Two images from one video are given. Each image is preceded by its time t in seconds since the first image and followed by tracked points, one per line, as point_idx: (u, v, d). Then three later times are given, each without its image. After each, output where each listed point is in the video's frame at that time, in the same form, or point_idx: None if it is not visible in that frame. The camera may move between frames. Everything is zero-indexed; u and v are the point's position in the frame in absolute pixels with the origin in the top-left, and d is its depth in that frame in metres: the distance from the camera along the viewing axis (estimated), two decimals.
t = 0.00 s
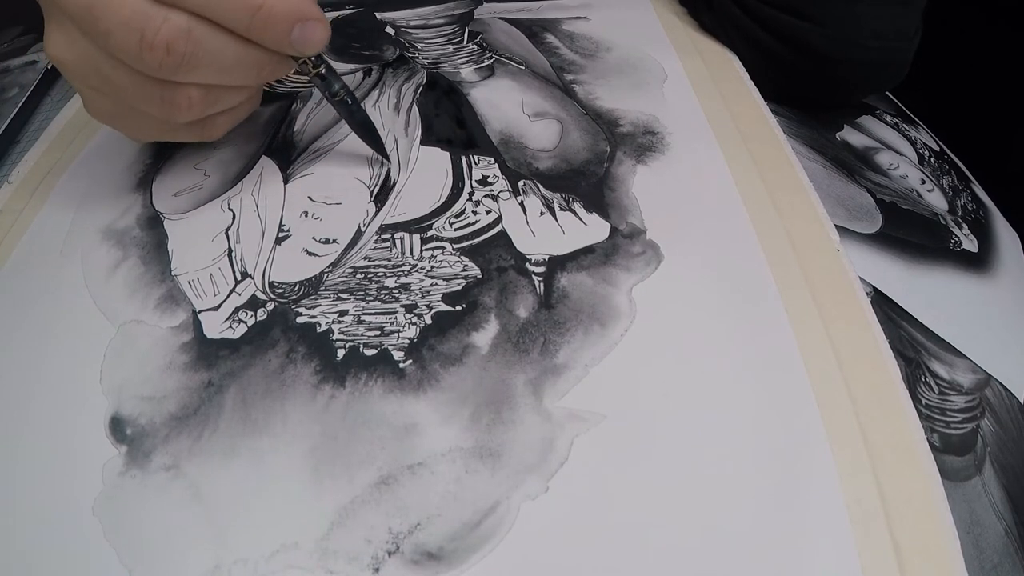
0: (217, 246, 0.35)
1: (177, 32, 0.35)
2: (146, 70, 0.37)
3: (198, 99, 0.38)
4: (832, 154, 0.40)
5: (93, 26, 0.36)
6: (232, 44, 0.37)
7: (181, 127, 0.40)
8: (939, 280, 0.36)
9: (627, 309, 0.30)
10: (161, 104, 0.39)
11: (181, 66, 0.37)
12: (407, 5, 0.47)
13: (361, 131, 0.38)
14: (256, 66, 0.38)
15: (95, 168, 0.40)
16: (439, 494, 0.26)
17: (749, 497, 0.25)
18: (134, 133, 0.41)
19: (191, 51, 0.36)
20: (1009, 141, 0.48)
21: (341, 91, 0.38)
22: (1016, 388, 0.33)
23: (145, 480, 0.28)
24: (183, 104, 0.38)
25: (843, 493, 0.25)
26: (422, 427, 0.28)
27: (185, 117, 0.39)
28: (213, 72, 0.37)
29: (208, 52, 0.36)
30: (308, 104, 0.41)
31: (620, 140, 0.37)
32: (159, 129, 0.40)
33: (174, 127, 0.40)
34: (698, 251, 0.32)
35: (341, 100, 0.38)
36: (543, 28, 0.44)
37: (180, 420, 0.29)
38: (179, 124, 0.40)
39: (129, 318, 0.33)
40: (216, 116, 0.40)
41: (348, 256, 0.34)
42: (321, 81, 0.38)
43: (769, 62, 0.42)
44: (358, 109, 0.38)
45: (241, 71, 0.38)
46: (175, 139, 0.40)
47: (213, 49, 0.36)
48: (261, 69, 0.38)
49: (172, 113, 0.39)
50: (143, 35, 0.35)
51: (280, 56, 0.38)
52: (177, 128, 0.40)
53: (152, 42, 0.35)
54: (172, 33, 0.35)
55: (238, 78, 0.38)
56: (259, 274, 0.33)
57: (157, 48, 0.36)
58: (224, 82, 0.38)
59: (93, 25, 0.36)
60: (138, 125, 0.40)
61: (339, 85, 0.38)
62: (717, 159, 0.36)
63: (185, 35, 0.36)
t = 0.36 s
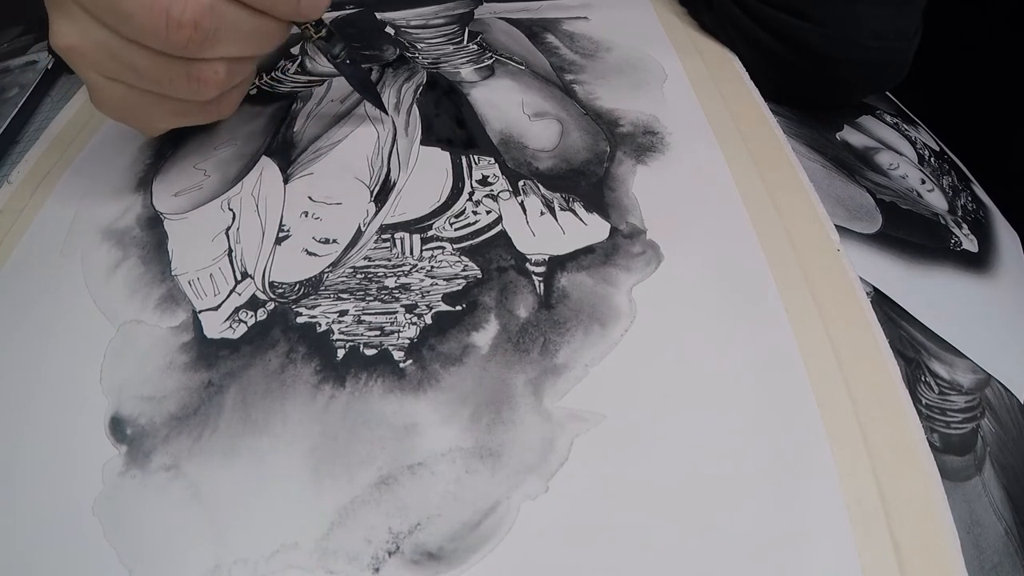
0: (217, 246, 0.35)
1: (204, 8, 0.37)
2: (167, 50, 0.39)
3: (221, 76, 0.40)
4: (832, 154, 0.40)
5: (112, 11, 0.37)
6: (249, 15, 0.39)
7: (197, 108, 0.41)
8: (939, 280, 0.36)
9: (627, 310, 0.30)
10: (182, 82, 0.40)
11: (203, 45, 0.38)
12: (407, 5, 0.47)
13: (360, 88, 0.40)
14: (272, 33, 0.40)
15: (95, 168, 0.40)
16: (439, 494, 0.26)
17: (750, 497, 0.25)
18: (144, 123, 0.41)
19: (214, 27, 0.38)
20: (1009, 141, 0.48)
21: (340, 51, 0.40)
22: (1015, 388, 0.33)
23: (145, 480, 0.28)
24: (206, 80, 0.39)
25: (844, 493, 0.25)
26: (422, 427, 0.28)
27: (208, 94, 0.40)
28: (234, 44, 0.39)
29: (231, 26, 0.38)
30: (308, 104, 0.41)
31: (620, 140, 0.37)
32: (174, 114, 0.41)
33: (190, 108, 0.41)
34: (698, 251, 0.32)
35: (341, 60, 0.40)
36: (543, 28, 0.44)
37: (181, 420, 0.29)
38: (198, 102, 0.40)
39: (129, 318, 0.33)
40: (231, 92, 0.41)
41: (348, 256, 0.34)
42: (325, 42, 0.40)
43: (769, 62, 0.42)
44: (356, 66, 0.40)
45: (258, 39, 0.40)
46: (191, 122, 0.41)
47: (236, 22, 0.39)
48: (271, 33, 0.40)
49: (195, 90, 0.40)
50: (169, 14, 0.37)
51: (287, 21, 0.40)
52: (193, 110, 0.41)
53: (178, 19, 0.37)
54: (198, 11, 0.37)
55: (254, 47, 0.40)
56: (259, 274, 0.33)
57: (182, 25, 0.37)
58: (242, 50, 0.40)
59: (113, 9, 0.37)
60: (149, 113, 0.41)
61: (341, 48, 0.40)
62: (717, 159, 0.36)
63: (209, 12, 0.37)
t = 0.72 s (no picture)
0: (217, 246, 0.35)
1: (178, 43, 0.35)
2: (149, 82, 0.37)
3: (205, 109, 0.38)
4: (832, 154, 0.40)
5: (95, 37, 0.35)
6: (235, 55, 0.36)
7: (191, 131, 0.40)
8: (939, 280, 0.36)
9: (627, 309, 0.30)
10: (170, 113, 0.38)
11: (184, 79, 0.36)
12: (407, 5, 0.47)
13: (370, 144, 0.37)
14: (259, 78, 0.37)
15: (95, 168, 0.40)
16: (439, 494, 0.26)
17: (749, 497, 0.25)
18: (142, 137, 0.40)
19: (192, 62, 0.35)
20: (1009, 141, 0.48)
21: (347, 103, 0.37)
22: (1016, 388, 0.33)
23: (146, 480, 0.28)
24: (190, 114, 0.38)
25: (844, 493, 0.25)
26: (422, 427, 0.28)
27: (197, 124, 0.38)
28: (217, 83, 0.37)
29: (209, 66, 0.36)
30: (308, 104, 0.41)
31: (620, 140, 0.37)
32: (171, 135, 0.40)
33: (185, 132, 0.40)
34: (698, 251, 0.32)
35: (347, 112, 0.37)
36: (543, 28, 0.44)
37: (181, 419, 0.29)
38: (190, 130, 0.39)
39: (130, 318, 0.33)
40: (225, 121, 0.39)
41: (348, 256, 0.34)
42: (327, 93, 0.37)
43: (769, 62, 0.42)
44: (366, 122, 0.37)
45: (246, 82, 0.37)
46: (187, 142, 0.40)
47: (213, 59, 0.36)
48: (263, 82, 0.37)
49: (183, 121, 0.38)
50: (143, 49, 0.35)
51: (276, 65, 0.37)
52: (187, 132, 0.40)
53: (152, 55, 0.35)
54: (173, 45, 0.35)
55: (243, 89, 0.37)
56: (259, 274, 0.33)
57: (158, 62, 0.35)
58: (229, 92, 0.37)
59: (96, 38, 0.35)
60: (147, 131, 0.40)
61: (345, 98, 0.37)
62: (717, 159, 0.36)
63: (184, 49, 0.35)
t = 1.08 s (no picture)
0: (217, 246, 0.35)
1: (138, 48, 0.35)
2: (114, 88, 0.37)
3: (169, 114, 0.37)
4: (832, 154, 0.40)
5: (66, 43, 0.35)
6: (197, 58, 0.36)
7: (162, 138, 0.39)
8: (939, 280, 0.36)
9: (627, 309, 0.30)
10: (138, 117, 0.38)
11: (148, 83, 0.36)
12: (407, 5, 0.47)
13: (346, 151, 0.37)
14: (223, 81, 0.36)
15: (95, 168, 0.40)
16: (439, 494, 0.26)
17: (749, 497, 0.25)
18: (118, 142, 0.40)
19: (152, 64, 0.35)
20: (1009, 142, 0.48)
21: (317, 106, 0.36)
22: (1016, 388, 0.33)
23: (146, 480, 0.28)
24: (155, 119, 0.38)
25: (844, 493, 0.25)
26: (422, 427, 0.28)
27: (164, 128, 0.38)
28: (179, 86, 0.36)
29: (172, 69, 0.36)
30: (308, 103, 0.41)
31: (620, 139, 0.37)
32: (143, 141, 0.39)
33: (156, 138, 0.39)
34: (697, 251, 0.32)
35: (316, 116, 0.36)
36: (543, 28, 0.44)
37: (181, 419, 0.29)
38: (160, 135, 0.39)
39: (130, 318, 0.33)
40: (195, 127, 0.39)
41: (348, 256, 0.34)
42: (297, 97, 0.36)
43: (769, 63, 0.42)
44: (337, 126, 0.37)
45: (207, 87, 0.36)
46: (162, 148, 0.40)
47: (174, 62, 0.35)
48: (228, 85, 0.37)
49: (152, 126, 0.38)
50: (102, 53, 0.35)
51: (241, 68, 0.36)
52: (156, 139, 0.39)
53: (114, 58, 0.35)
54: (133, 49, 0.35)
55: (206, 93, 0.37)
56: (259, 274, 0.33)
57: (120, 67, 0.35)
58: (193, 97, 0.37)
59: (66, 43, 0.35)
60: (122, 138, 0.40)
61: (315, 101, 0.36)
62: (718, 159, 0.36)
63: (143, 53, 0.35)
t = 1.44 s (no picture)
0: (217, 246, 0.35)
1: (150, 44, 0.34)
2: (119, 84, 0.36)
3: (174, 112, 0.37)
4: (832, 154, 0.40)
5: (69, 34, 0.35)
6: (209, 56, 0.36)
7: (162, 136, 0.39)
8: (939, 280, 0.36)
9: (627, 309, 0.30)
10: (139, 114, 0.38)
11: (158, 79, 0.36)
12: (407, 5, 0.47)
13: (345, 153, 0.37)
14: (233, 81, 0.37)
15: (95, 168, 0.40)
16: (439, 494, 0.26)
17: (749, 497, 0.25)
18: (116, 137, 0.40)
19: (164, 62, 0.35)
20: (1009, 142, 0.48)
21: (318, 106, 0.37)
22: (1016, 388, 0.33)
23: (146, 480, 0.28)
24: (159, 118, 0.37)
25: (844, 493, 0.25)
26: (422, 427, 0.28)
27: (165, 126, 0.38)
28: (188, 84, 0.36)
29: (182, 66, 0.36)
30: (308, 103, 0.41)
31: (620, 140, 0.37)
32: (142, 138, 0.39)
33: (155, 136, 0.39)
34: (698, 251, 0.32)
35: (317, 115, 0.37)
36: (543, 28, 0.44)
37: (181, 419, 0.29)
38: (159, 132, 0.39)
39: (130, 318, 0.33)
40: (197, 126, 0.39)
41: (347, 256, 0.34)
42: (298, 95, 0.37)
43: (769, 63, 0.42)
44: (337, 125, 0.37)
45: (216, 86, 0.37)
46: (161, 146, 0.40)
47: (186, 60, 0.35)
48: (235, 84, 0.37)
49: (153, 124, 0.38)
50: (113, 48, 0.34)
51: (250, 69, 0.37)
52: (158, 137, 0.39)
53: (122, 53, 0.34)
54: (144, 45, 0.34)
55: (214, 92, 0.37)
56: (259, 274, 0.33)
57: (130, 63, 0.35)
58: (200, 95, 0.37)
59: (70, 35, 0.35)
60: (123, 133, 0.40)
61: (317, 100, 0.37)
62: (718, 159, 0.36)
63: (155, 51, 0.35)
